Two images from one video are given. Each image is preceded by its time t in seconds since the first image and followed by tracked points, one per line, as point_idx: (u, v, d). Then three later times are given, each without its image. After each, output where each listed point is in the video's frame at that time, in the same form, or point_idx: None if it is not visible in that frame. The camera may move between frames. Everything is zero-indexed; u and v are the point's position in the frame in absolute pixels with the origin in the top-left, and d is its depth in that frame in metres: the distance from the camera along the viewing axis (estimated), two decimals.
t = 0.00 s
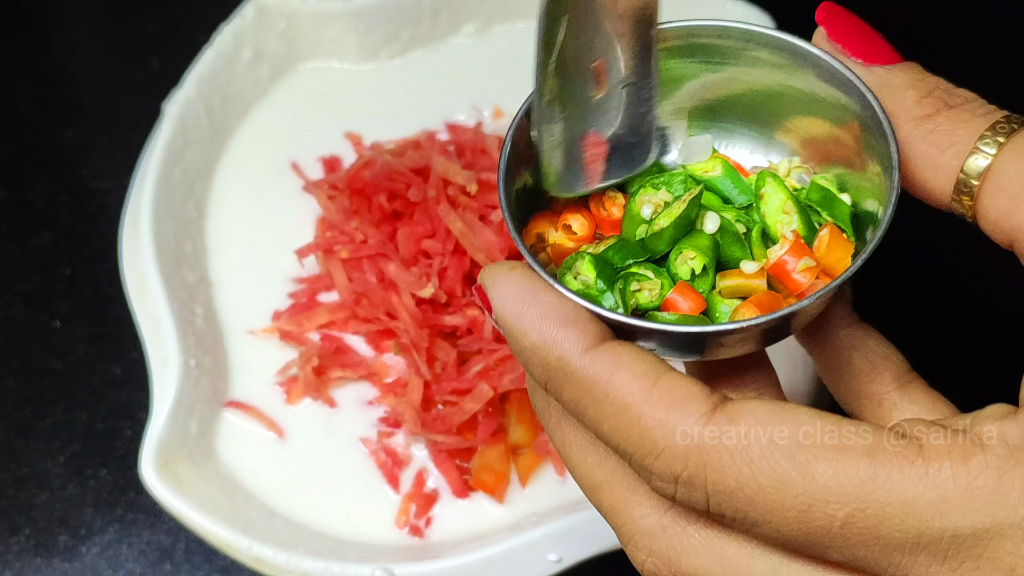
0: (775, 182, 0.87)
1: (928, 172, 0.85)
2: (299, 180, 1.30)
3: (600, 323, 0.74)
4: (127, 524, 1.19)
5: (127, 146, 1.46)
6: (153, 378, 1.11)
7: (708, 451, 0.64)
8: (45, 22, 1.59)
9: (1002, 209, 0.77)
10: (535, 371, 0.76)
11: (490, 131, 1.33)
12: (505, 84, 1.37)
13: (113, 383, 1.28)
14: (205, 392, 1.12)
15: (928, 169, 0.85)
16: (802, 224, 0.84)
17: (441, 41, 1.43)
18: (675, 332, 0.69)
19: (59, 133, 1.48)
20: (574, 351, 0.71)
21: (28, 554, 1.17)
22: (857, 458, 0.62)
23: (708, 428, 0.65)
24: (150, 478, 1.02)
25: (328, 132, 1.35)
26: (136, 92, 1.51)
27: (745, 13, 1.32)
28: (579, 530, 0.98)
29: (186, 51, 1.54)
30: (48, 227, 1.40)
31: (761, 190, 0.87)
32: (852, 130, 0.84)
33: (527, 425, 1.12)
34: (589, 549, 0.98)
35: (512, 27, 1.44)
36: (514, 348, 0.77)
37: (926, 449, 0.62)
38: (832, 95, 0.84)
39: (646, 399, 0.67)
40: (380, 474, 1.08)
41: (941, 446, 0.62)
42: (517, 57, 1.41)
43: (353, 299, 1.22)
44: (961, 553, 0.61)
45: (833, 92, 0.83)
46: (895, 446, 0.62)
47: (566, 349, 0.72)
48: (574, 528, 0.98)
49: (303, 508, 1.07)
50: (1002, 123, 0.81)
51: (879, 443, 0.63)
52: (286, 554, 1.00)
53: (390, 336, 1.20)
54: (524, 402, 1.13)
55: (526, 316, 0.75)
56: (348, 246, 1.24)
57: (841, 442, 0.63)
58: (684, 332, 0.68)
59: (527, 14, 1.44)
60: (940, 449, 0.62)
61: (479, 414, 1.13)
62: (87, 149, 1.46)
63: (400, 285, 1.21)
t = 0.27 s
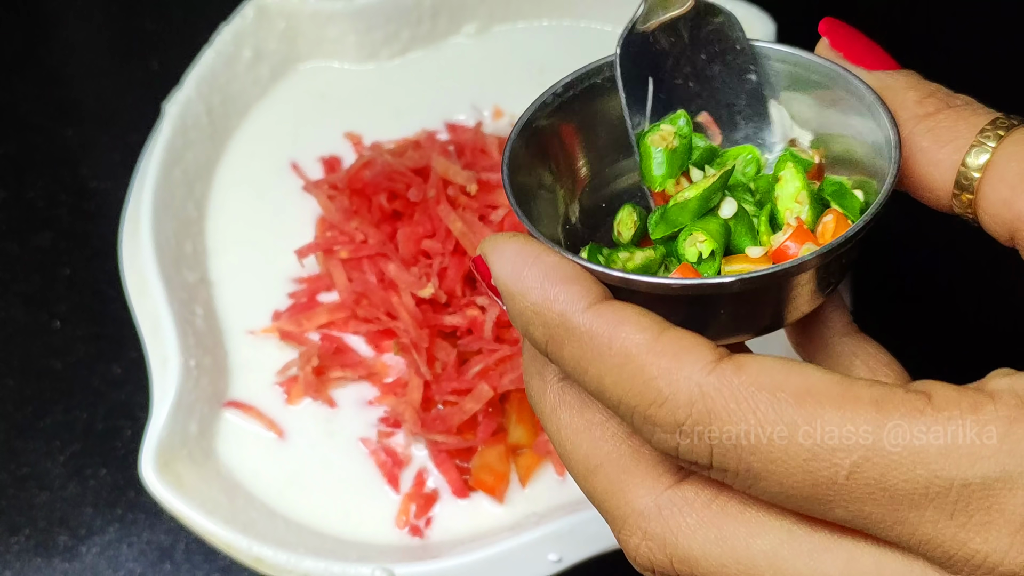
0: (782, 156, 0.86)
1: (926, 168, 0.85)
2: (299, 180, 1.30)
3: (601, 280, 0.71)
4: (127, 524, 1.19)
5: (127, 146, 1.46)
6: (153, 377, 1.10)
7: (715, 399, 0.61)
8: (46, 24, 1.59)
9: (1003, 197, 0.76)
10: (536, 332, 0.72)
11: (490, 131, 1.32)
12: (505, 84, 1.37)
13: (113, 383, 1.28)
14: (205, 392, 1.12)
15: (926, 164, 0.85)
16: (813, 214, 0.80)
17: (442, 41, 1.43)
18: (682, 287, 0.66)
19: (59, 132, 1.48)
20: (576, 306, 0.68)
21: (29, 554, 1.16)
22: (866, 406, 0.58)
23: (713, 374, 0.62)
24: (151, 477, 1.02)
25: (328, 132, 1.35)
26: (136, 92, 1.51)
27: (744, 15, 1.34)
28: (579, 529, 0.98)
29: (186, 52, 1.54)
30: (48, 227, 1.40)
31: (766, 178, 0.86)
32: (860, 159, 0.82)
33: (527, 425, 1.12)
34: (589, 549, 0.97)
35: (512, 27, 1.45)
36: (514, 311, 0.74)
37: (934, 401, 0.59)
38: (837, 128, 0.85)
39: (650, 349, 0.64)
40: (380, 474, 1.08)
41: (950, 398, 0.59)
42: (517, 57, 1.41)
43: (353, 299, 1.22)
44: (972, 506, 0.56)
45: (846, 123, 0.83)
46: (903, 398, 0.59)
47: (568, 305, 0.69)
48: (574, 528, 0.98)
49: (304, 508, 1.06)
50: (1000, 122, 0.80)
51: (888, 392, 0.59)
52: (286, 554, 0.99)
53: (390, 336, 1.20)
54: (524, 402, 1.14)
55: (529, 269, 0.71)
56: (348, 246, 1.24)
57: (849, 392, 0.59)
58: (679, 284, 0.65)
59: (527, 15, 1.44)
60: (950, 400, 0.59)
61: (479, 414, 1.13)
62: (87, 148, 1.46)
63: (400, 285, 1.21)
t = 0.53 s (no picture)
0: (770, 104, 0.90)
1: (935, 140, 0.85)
2: (299, 180, 1.30)
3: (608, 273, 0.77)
4: (127, 524, 1.19)
5: (127, 146, 1.46)
6: (153, 377, 1.11)
7: (714, 390, 0.66)
8: (45, 22, 1.59)
9: (1007, 167, 0.77)
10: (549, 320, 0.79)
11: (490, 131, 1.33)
12: (504, 85, 1.37)
13: (114, 383, 1.28)
14: (205, 392, 1.12)
15: (935, 133, 0.85)
16: (787, 167, 0.84)
17: (442, 41, 1.43)
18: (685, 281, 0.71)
19: (59, 132, 1.48)
20: (583, 295, 0.75)
21: (28, 554, 1.18)
22: (858, 395, 0.63)
23: (713, 365, 0.67)
24: (151, 477, 1.02)
25: (328, 132, 1.35)
26: (136, 92, 1.51)
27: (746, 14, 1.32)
28: (579, 530, 0.98)
29: (186, 51, 1.54)
30: (48, 227, 1.40)
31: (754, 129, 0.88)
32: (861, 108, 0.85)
33: (528, 425, 1.12)
34: (588, 549, 0.98)
35: (513, 27, 1.44)
36: (528, 301, 0.81)
37: (928, 391, 0.63)
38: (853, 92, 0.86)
39: (653, 338, 0.70)
40: (380, 474, 1.08)
41: (943, 389, 0.63)
42: (517, 57, 1.41)
43: (353, 299, 1.21)
44: (961, 497, 0.61)
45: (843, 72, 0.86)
46: (896, 388, 0.63)
47: (576, 292, 0.75)
48: (575, 528, 0.98)
49: (304, 508, 1.07)
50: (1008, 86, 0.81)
51: (885, 384, 0.64)
52: (286, 554, 1.00)
53: (390, 336, 1.20)
54: (524, 402, 1.13)
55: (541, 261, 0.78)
56: (348, 246, 1.24)
57: (843, 381, 0.64)
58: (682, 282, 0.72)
59: (528, 15, 1.44)
60: (943, 391, 0.63)
61: (479, 414, 1.13)
62: (87, 148, 1.46)
63: (400, 285, 1.21)
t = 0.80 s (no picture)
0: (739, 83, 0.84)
1: (927, 205, 0.87)
2: (299, 181, 1.30)
3: (612, 376, 0.79)
4: (127, 525, 1.19)
5: (127, 147, 1.46)
6: (154, 377, 1.11)
7: (722, 493, 0.68)
8: (46, 22, 1.58)
9: (999, 238, 0.79)
10: (556, 421, 0.81)
11: (489, 131, 1.33)
12: (504, 86, 1.37)
13: (114, 384, 1.28)
14: (205, 393, 1.12)
15: (927, 201, 0.87)
16: (746, 143, 0.79)
17: (442, 41, 1.42)
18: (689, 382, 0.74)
19: (60, 133, 1.48)
20: (591, 402, 0.77)
21: (28, 554, 1.19)
22: (860, 491, 0.64)
23: (720, 469, 0.68)
24: (151, 477, 1.03)
25: (328, 132, 1.35)
26: (137, 93, 1.51)
27: (746, 14, 1.31)
28: (580, 530, 0.98)
29: (186, 51, 1.54)
30: (49, 228, 1.40)
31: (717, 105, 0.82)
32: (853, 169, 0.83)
33: (528, 425, 1.11)
34: (589, 549, 0.98)
35: (513, 27, 1.43)
36: (538, 400, 0.83)
37: (928, 484, 0.64)
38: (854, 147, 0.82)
39: (660, 443, 0.71)
40: (380, 474, 1.08)
41: (943, 482, 0.63)
42: (517, 58, 1.40)
43: (353, 299, 1.21)
44: None
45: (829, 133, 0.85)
46: (898, 482, 0.64)
47: (585, 400, 0.77)
48: (575, 528, 0.98)
49: (304, 508, 1.07)
50: (997, 152, 0.82)
51: (886, 479, 0.64)
52: (286, 554, 1.01)
53: (390, 336, 1.20)
54: (525, 402, 1.13)
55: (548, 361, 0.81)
56: (348, 246, 1.24)
57: (846, 478, 0.65)
58: (689, 383, 0.74)
59: (528, 15, 1.43)
60: (942, 484, 0.63)
61: (479, 414, 1.13)
62: (87, 149, 1.46)
63: (400, 285, 1.20)
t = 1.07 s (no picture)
0: (753, 114, 0.85)
1: (930, 226, 0.87)
2: (299, 180, 1.30)
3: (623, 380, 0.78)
4: (127, 525, 1.20)
5: (127, 147, 1.46)
6: (154, 377, 1.11)
7: (739, 494, 0.67)
8: (46, 22, 1.58)
9: (1003, 255, 0.79)
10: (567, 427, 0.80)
11: (489, 131, 1.33)
12: (504, 86, 1.38)
13: (114, 384, 1.28)
14: (205, 393, 1.12)
15: (930, 223, 0.87)
16: (766, 181, 0.80)
17: (442, 41, 1.42)
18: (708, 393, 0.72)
19: (60, 133, 1.48)
20: (605, 407, 0.75)
21: (28, 554, 1.18)
22: (879, 491, 0.63)
23: (736, 469, 0.68)
24: (151, 477, 1.03)
25: (328, 132, 1.35)
26: (137, 93, 1.51)
27: (744, 14, 1.32)
28: (580, 530, 0.98)
29: (186, 51, 1.54)
30: (49, 227, 1.40)
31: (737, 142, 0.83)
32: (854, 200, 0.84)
33: (528, 425, 1.11)
34: (589, 549, 0.98)
35: (512, 28, 1.44)
36: (548, 406, 0.81)
37: (944, 479, 0.64)
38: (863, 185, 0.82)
39: (676, 447, 0.70)
40: (380, 474, 1.08)
41: (958, 475, 0.64)
42: (516, 58, 1.41)
43: (353, 299, 1.21)
44: None
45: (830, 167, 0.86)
46: (913, 479, 0.64)
47: (598, 405, 0.75)
48: (575, 528, 0.98)
49: (303, 509, 1.07)
50: (997, 174, 0.82)
51: (901, 476, 0.65)
52: (286, 554, 1.01)
53: (390, 336, 1.20)
54: (525, 403, 1.13)
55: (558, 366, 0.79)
56: (348, 245, 1.24)
57: (862, 476, 0.65)
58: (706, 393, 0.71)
59: (528, 15, 1.43)
60: (958, 478, 0.64)
61: (479, 414, 1.13)
62: (87, 149, 1.46)
63: (400, 285, 1.20)
